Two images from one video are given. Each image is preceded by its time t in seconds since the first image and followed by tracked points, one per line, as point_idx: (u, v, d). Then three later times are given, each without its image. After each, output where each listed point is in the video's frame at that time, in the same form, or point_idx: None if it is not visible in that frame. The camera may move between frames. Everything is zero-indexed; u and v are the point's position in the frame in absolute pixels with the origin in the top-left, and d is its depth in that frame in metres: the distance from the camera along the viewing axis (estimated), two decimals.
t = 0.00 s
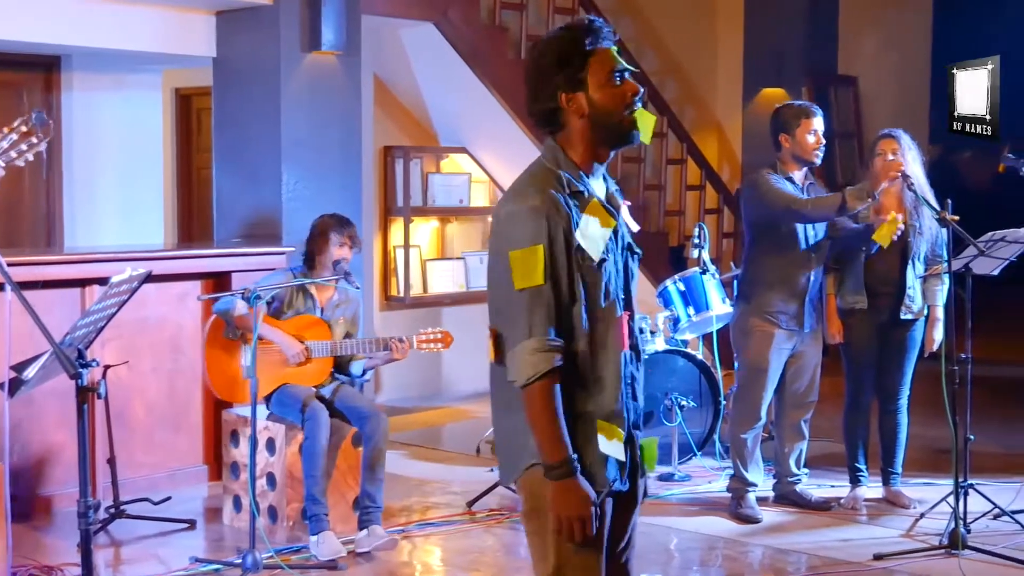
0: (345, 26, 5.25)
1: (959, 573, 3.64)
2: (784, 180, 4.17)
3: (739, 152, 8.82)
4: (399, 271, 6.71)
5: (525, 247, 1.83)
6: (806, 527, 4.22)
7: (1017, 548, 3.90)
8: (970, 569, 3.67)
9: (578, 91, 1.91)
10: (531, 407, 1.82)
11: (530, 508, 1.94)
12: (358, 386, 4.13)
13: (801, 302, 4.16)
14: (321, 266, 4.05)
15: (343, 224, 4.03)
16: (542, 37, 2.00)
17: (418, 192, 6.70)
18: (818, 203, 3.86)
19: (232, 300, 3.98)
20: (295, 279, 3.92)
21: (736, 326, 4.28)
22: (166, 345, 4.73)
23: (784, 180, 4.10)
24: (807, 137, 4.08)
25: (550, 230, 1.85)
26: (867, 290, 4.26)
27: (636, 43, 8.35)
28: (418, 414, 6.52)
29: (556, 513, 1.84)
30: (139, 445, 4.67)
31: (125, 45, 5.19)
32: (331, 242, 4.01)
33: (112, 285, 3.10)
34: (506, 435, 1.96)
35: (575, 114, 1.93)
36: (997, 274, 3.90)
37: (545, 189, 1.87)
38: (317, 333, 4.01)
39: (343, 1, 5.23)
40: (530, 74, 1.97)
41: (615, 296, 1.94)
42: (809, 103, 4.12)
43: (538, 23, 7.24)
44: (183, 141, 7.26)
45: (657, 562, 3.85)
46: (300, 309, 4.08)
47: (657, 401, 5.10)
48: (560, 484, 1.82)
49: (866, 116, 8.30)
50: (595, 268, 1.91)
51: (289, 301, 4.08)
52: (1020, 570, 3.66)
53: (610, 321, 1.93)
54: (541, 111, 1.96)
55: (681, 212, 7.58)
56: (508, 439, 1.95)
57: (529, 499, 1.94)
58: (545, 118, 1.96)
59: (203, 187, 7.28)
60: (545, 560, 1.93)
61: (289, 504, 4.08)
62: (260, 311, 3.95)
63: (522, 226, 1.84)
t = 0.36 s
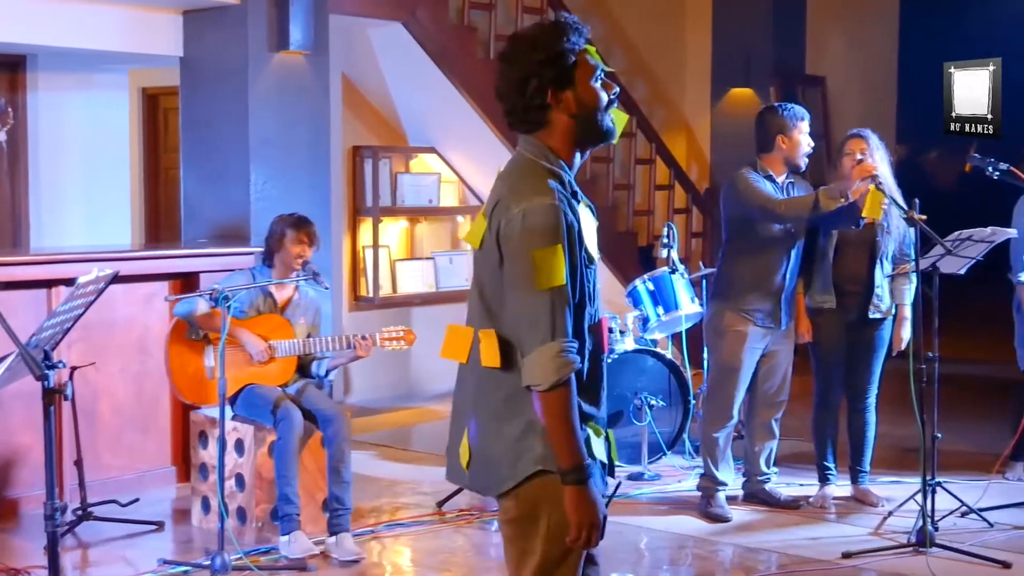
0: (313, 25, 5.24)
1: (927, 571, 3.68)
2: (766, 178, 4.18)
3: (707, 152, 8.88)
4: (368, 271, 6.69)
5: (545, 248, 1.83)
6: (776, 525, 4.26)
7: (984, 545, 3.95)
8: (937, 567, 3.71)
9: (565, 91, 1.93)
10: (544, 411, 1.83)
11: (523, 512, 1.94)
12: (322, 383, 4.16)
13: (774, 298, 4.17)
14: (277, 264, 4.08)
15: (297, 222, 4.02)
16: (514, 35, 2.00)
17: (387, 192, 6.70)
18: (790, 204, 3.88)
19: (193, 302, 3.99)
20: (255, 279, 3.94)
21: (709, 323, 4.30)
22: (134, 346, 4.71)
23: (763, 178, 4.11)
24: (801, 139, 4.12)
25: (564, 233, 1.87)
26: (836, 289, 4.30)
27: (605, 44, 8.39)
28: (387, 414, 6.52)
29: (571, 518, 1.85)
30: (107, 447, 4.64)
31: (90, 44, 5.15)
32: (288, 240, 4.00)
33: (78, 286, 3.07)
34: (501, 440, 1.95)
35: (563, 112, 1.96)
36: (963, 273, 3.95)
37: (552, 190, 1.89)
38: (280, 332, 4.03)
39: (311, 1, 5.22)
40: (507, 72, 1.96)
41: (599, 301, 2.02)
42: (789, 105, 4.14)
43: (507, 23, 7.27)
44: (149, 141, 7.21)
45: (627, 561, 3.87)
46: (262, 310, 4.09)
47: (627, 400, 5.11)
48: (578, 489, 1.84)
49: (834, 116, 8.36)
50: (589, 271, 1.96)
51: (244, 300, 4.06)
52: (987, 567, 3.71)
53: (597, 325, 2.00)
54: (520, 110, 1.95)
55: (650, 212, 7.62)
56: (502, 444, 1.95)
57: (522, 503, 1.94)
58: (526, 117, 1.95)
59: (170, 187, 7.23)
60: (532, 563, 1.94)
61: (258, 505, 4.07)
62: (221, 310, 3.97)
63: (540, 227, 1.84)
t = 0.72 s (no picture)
0: (284, 25, 5.23)
1: (898, 569, 3.73)
2: (749, 177, 4.20)
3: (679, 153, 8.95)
4: (340, 271, 6.69)
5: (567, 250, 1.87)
6: (748, 524, 4.29)
7: (955, 544, 4.00)
8: (908, 566, 3.76)
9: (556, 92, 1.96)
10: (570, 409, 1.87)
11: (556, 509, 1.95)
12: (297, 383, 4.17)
13: (749, 296, 4.21)
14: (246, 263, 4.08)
15: (264, 221, 4.03)
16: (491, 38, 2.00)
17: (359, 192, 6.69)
18: (765, 206, 3.91)
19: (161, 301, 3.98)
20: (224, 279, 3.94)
21: (685, 321, 4.32)
22: (105, 347, 4.69)
23: (743, 176, 4.14)
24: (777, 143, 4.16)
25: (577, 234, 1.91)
26: (808, 289, 4.34)
27: (577, 44, 8.42)
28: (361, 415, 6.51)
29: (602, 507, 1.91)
30: (78, 449, 4.62)
31: (59, 43, 5.12)
32: (255, 239, 4.01)
33: (49, 287, 3.06)
34: (515, 442, 1.95)
35: (553, 113, 1.98)
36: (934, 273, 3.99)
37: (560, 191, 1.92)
38: (249, 329, 4.03)
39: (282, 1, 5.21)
40: (494, 76, 1.95)
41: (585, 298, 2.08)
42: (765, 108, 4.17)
43: (478, 23, 7.29)
44: (120, 140, 7.16)
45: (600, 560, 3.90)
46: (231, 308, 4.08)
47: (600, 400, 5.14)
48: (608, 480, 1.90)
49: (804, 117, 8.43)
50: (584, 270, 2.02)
51: (215, 301, 4.08)
52: (957, 565, 3.75)
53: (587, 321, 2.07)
54: (510, 112, 1.96)
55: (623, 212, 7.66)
56: (517, 445, 1.95)
57: (551, 500, 1.95)
58: (519, 119, 1.96)
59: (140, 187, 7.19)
60: (558, 555, 1.96)
61: (230, 506, 4.07)
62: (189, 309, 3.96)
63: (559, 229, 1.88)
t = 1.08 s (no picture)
0: (258, 25, 5.21)
1: (873, 567, 3.76)
2: (727, 175, 4.22)
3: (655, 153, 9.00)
4: (315, 272, 6.67)
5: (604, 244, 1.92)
6: (723, 523, 4.32)
7: (929, 541, 4.04)
8: (883, 563, 3.79)
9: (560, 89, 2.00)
10: (606, 401, 1.90)
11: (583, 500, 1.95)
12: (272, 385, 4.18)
13: (728, 293, 4.22)
14: (218, 263, 4.08)
15: (235, 221, 4.02)
16: (484, 43, 2.02)
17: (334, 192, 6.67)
18: (746, 207, 3.94)
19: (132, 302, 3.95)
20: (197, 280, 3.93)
21: (664, 320, 4.34)
22: (77, 348, 4.66)
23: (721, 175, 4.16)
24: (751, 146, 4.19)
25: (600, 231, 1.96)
26: (784, 289, 4.38)
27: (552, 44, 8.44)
28: (337, 416, 6.50)
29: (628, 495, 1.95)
30: (51, 451, 4.59)
31: (31, 43, 5.09)
32: (227, 239, 4.00)
33: (21, 288, 3.05)
34: (542, 439, 1.93)
35: (555, 114, 2.02)
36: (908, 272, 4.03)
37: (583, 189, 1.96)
38: (223, 330, 4.01)
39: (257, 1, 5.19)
40: (499, 77, 1.97)
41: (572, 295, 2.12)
42: (742, 108, 4.19)
43: (453, 23, 7.29)
44: (93, 141, 7.13)
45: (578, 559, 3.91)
46: (204, 308, 4.06)
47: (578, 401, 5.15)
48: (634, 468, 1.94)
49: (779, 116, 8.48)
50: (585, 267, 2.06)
51: (187, 301, 4.04)
52: (931, 563, 3.79)
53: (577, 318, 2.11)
54: (517, 111, 1.98)
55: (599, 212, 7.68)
56: (546, 441, 1.93)
57: (580, 491, 1.95)
58: (529, 117, 1.99)
59: (114, 187, 7.15)
60: (579, 545, 1.97)
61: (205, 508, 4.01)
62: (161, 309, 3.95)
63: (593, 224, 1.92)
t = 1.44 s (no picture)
0: (232, 25, 5.19)
1: (848, 565, 3.79)
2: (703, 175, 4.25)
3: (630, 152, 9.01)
4: (291, 272, 6.67)
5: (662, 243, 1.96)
6: (699, 522, 4.34)
7: (904, 540, 4.08)
8: (859, 562, 3.82)
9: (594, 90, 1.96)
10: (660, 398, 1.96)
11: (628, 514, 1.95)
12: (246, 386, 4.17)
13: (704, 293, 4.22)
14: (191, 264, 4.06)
15: (208, 224, 4.01)
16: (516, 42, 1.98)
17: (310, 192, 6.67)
18: (720, 202, 3.97)
19: (104, 307, 3.94)
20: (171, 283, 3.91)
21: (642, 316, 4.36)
22: (51, 350, 4.63)
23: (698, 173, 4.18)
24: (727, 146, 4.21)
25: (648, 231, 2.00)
26: (759, 288, 4.41)
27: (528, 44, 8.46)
28: (313, 416, 6.48)
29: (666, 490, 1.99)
30: (25, 452, 4.55)
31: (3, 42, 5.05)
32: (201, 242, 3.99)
33: None
34: (606, 440, 1.91)
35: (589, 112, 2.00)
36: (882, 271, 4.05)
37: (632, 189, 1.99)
38: (197, 333, 4.00)
39: None
40: (536, 79, 1.94)
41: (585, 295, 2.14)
42: (717, 108, 4.21)
43: (429, 23, 7.29)
44: (67, 141, 7.10)
45: (554, 559, 3.91)
46: (178, 311, 4.05)
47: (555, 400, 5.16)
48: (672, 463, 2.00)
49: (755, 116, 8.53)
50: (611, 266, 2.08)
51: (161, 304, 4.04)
52: (906, 561, 3.82)
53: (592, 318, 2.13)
54: (553, 111, 1.95)
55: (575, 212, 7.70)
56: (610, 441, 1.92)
57: (626, 500, 1.94)
58: (566, 115, 1.96)
59: (88, 187, 7.11)
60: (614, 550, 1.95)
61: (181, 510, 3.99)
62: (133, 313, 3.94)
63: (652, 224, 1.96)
